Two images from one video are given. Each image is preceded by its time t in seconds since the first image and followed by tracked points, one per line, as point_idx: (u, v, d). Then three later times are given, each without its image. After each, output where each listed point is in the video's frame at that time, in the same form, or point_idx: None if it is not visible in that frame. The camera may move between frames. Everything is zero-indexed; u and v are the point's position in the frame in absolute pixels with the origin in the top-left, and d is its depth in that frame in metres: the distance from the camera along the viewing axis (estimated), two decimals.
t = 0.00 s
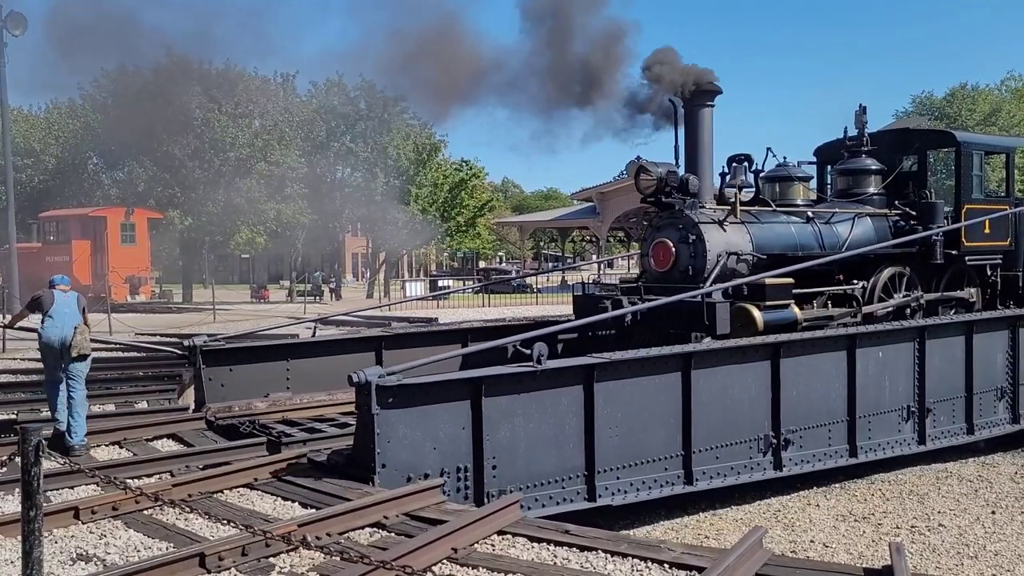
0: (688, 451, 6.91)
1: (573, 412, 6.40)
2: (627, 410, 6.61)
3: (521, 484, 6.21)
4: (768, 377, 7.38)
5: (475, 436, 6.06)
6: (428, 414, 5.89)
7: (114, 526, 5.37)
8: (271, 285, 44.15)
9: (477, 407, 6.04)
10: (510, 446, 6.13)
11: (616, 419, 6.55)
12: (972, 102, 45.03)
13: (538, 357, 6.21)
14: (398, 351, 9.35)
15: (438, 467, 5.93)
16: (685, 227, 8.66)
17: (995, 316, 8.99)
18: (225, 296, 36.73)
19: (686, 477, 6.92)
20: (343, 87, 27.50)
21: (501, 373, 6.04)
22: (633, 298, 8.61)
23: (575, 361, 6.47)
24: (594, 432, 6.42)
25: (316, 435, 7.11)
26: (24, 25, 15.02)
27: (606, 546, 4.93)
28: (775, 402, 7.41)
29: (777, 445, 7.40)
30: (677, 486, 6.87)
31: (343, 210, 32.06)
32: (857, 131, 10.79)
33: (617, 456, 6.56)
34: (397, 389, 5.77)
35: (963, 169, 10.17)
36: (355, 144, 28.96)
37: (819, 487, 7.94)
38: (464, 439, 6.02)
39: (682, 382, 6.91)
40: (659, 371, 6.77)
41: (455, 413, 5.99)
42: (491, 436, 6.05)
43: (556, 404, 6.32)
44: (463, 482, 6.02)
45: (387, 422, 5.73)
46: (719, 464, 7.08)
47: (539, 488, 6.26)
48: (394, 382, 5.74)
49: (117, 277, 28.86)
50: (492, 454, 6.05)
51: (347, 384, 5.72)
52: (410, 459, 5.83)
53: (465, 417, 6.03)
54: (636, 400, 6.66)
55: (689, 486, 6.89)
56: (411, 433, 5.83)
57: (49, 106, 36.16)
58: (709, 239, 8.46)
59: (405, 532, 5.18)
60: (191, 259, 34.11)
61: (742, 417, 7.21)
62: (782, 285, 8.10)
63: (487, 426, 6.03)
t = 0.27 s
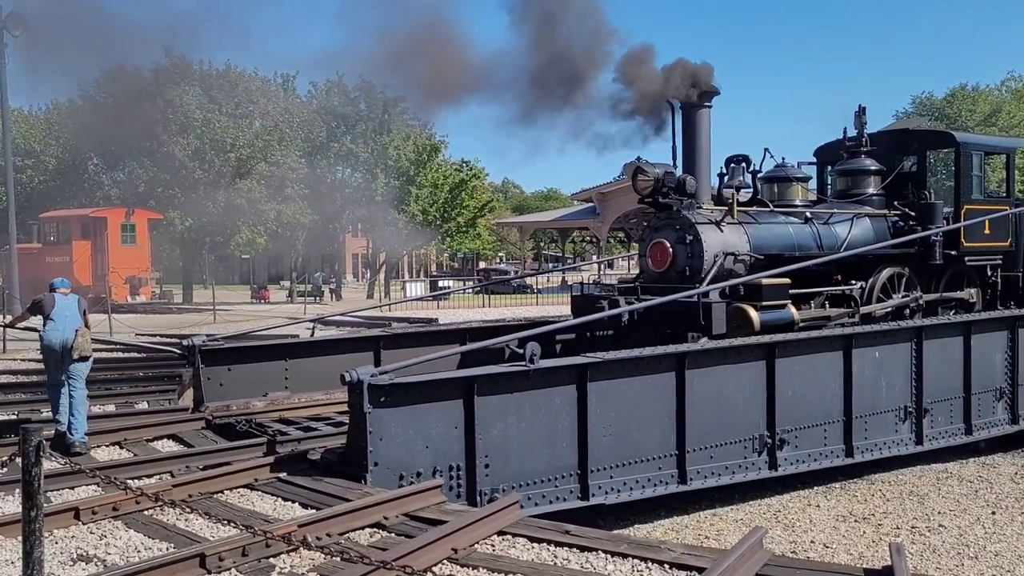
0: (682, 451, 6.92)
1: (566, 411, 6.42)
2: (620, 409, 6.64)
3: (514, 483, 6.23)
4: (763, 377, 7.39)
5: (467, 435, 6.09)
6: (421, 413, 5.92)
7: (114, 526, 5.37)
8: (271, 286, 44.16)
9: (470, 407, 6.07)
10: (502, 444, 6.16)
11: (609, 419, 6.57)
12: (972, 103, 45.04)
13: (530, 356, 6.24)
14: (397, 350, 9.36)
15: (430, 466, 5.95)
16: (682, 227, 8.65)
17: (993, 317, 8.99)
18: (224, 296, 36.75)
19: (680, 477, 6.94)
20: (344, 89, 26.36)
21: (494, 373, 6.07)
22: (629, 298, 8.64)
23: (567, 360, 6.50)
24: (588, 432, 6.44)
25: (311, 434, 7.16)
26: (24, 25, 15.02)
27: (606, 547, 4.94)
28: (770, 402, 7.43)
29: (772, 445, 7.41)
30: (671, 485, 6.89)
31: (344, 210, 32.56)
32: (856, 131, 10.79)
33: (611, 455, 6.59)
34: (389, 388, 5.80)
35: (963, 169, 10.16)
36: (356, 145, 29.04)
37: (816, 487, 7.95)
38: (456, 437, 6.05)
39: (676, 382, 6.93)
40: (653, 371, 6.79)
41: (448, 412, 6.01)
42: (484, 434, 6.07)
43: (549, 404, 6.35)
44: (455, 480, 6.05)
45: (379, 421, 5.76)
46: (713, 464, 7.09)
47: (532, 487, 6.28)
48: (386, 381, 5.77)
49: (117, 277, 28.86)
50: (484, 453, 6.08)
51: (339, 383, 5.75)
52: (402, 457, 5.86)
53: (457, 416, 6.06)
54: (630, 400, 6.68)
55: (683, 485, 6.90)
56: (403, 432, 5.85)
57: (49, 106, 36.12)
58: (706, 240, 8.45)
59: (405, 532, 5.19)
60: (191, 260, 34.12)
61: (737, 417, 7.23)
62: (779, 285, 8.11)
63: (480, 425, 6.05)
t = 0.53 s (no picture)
0: (675, 450, 6.95)
1: (558, 411, 6.45)
2: (613, 409, 6.66)
3: (506, 482, 6.27)
4: (757, 377, 7.40)
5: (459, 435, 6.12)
6: (413, 412, 5.96)
7: (113, 527, 5.37)
8: (270, 287, 44.17)
9: (461, 406, 6.10)
10: (494, 444, 6.19)
11: (602, 418, 6.60)
12: (971, 104, 45.11)
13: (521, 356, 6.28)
14: (395, 351, 9.36)
15: (421, 465, 5.99)
16: (679, 228, 8.66)
17: (990, 318, 8.99)
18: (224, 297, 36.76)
19: (673, 476, 6.96)
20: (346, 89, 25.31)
21: (485, 373, 6.10)
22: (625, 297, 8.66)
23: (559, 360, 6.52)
24: (580, 432, 6.47)
25: (306, 433, 7.30)
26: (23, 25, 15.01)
27: (605, 548, 4.94)
28: (764, 403, 7.44)
29: (766, 445, 7.43)
30: (664, 485, 6.91)
31: (342, 212, 33.09)
32: (854, 133, 10.80)
33: (603, 455, 6.61)
34: (380, 387, 5.83)
35: (961, 170, 10.16)
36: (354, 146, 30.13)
37: (812, 487, 7.96)
38: (448, 437, 6.08)
39: (669, 382, 6.95)
40: (646, 371, 6.81)
41: (439, 411, 6.05)
42: (475, 433, 6.11)
43: (541, 403, 6.37)
44: (447, 479, 6.09)
45: (371, 420, 5.79)
46: (706, 463, 7.11)
47: (524, 486, 6.31)
48: (377, 380, 5.81)
49: (116, 278, 28.84)
50: (476, 452, 6.12)
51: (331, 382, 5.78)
52: (393, 456, 5.90)
53: (449, 415, 6.09)
54: (623, 400, 6.71)
55: (676, 485, 6.93)
56: (394, 431, 5.89)
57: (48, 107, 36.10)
58: (702, 241, 8.46)
59: (404, 533, 5.19)
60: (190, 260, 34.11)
61: (731, 417, 7.24)
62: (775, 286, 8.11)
63: (471, 424, 6.09)
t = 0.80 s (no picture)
0: (667, 450, 7.00)
1: (550, 410, 6.52)
2: (604, 409, 6.73)
3: (497, 481, 6.35)
4: (750, 377, 7.43)
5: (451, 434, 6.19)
6: (404, 412, 6.03)
7: (111, 527, 5.37)
8: (269, 287, 44.21)
9: (452, 406, 6.17)
10: (485, 442, 6.26)
11: (593, 418, 6.66)
12: (969, 105, 45.22)
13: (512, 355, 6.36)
14: (392, 351, 9.39)
15: (412, 464, 6.06)
16: (674, 228, 8.67)
17: (987, 318, 8.98)
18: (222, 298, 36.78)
19: (665, 475, 7.02)
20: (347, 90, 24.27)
21: (475, 372, 6.17)
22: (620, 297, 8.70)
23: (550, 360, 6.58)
24: (571, 431, 6.54)
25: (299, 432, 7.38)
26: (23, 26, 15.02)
27: (603, 548, 4.94)
28: (757, 403, 7.47)
29: (759, 444, 7.46)
30: (656, 484, 6.97)
31: (341, 212, 33.20)
32: (852, 133, 10.81)
33: (595, 454, 6.69)
34: (371, 387, 5.90)
35: (959, 170, 10.17)
36: (352, 146, 31.02)
37: (807, 487, 7.98)
38: (439, 436, 6.15)
39: (661, 382, 7.00)
40: (637, 371, 6.87)
41: (430, 410, 6.12)
42: (466, 432, 6.19)
43: (532, 403, 6.45)
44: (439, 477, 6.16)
45: (362, 419, 5.86)
46: (698, 463, 7.16)
47: (514, 485, 6.39)
48: (368, 379, 5.88)
49: (114, 278, 28.85)
50: (467, 452, 6.19)
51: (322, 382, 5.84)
52: (385, 454, 5.97)
53: (440, 414, 6.16)
54: (614, 400, 6.77)
55: (668, 484, 6.98)
56: (385, 430, 5.96)
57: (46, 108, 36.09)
58: (697, 241, 8.47)
59: (403, 534, 5.19)
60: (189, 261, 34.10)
61: (723, 416, 7.28)
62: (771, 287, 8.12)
63: (462, 424, 6.16)
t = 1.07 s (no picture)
0: (660, 450, 7.01)
1: (542, 409, 6.54)
2: (597, 408, 6.74)
3: (489, 479, 6.37)
4: (744, 377, 7.44)
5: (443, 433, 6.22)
6: (395, 411, 6.06)
7: (109, 527, 5.36)
8: (267, 287, 44.22)
9: (444, 405, 6.20)
10: (477, 441, 6.29)
11: (585, 417, 6.68)
12: (967, 106, 45.34)
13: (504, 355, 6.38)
14: (390, 350, 9.39)
15: (403, 462, 6.09)
16: (670, 229, 8.67)
17: (984, 319, 8.98)
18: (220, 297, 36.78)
19: (657, 475, 7.03)
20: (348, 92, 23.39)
21: (467, 372, 6.20)
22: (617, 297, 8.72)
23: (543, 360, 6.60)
24: (563, 431, 6.56)
25: (293, 430, 7.44)
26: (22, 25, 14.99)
27: (602, 548, 4.94)
28: (751, 403, 7.47)
29: (753, 445, 7.47)
30: (649, 483, 6.98)
31: (340, 212, 33.86)
32: (850, 134, 10.81)
33: (587, 453, 6.70)
34: (363, 386, 5.94)
35: (956, 172, 10.16)
36: (351, 145, 31.54)
37: (802, 488, 7.99)
38: (430, 435, 6.18)
39: (654, 382, 7.01)
40: (631, 370, 6.88)
41: (422, 409, 6.15)
42: (458, 431, 6.21)
43: (525, 402, 6.47)
44: (430, 475, 6.19)
45: (353, 417, 5.90)
46: (692, 463, 7.17)
47: (505, 484, 6.41)
48: (359, 379, 5.92)
49: (113, 278, 28.80)
50: (458, 451, 6.22)
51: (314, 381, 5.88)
52: (376, 453, 6.00)
53: (431, 414, 6.20)
54: (607, 400, 6.79)
55: (661, 484, 6.99)
56: (377, 428, 6.00)
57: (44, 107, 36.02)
58: (693, 242, 8.47)
59: (402, 533, 5.19)
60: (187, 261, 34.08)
61: (717, 417, 7.29)
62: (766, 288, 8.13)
63: (454, 424, 6.19)
